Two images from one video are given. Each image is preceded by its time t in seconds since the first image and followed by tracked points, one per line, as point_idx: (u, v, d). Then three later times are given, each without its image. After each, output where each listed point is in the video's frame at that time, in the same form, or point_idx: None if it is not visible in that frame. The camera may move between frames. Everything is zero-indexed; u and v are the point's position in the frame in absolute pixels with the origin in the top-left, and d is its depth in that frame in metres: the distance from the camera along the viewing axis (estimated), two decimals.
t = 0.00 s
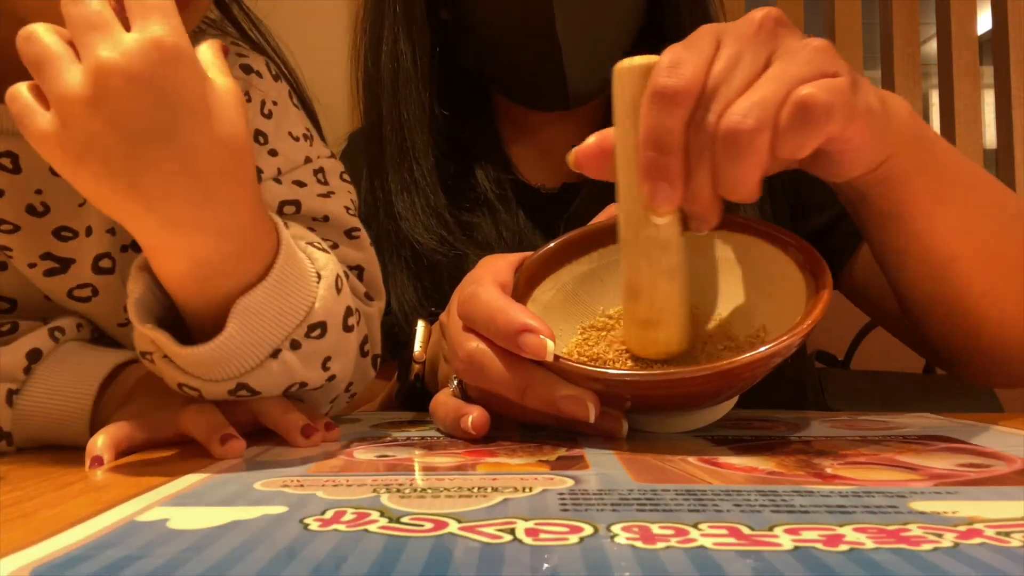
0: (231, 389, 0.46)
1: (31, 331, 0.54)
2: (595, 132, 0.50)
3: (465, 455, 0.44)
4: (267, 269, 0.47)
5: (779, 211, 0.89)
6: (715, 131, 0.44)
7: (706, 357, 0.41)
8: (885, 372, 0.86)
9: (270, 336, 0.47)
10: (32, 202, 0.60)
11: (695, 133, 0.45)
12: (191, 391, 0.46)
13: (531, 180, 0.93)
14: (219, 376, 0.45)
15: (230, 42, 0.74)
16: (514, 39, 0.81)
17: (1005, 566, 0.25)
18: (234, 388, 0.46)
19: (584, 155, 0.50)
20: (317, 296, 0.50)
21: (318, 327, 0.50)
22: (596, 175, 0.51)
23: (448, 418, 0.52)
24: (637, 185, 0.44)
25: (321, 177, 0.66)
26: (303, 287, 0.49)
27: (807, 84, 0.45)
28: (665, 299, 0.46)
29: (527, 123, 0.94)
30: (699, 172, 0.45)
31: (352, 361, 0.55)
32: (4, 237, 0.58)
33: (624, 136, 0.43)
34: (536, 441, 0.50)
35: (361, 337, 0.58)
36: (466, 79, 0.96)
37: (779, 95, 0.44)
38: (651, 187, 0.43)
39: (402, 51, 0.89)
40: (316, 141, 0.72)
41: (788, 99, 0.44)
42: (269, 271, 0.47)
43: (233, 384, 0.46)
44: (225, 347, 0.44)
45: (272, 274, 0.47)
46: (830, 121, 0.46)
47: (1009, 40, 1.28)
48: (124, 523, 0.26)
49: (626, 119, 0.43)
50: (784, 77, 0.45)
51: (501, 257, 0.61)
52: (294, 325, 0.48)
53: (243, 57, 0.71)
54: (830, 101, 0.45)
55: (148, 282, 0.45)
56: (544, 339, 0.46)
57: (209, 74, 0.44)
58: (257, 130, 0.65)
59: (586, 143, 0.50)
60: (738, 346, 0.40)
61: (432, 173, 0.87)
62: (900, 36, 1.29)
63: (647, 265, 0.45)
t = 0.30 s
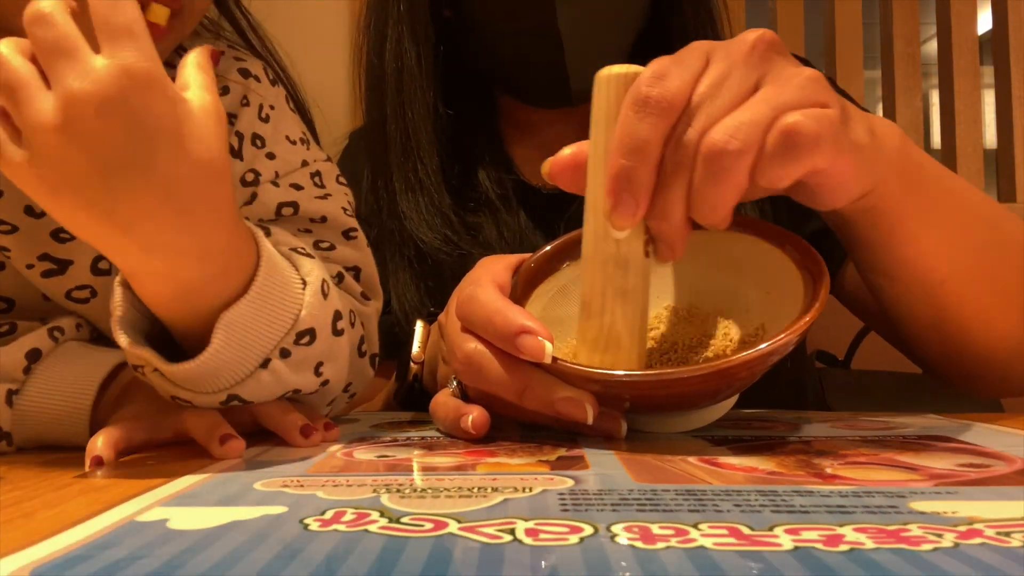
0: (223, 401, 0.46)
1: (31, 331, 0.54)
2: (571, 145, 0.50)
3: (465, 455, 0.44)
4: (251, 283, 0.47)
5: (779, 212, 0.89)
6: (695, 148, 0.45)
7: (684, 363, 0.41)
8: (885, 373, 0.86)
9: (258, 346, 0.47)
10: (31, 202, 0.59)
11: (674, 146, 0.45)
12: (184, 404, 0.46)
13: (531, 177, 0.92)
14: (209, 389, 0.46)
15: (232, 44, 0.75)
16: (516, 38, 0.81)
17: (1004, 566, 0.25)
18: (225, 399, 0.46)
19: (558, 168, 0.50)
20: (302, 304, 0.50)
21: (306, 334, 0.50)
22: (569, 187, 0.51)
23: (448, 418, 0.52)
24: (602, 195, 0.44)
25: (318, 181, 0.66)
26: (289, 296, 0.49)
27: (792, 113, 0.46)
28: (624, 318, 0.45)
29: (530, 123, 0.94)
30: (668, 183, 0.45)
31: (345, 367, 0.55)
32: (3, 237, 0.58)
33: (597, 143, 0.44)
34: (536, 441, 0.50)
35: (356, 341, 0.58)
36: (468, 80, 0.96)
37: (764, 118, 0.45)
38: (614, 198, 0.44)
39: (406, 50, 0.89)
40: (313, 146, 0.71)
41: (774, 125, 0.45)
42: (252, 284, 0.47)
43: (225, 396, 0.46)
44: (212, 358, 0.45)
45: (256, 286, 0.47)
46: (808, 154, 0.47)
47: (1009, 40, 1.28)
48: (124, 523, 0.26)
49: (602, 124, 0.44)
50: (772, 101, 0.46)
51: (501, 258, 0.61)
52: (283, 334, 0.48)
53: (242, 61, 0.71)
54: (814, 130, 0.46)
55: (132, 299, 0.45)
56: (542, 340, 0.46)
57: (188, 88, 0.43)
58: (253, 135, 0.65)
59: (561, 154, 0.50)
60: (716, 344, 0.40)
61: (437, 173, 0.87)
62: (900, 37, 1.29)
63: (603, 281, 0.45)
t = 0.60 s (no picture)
0: (215, 401, 0.46)
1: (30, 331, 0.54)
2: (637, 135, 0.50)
3: (465, 455, 0.44)
4: (241, 280, 0.47)
5: (781, 212, 0.89)
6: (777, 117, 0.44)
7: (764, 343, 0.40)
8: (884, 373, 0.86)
9: (250, 345, 0.46)
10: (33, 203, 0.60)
11: (748, 120, 0.44)
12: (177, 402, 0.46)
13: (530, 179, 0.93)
14: (201, 389, 0.46)
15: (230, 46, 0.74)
16: (514, 39, 0.81)
17: (1005, 566, 0.25)
18: (217, 399, 0.46)
19: (628, 160, 0.50)
20: (293, 301, 0.50)
21: (297, 332, 0.50)
22: (641, 179, 0.51)
23: (449, 418, 0.52)
24: (692, 183, 0.44)
25: (320, 182, 0.66)
26: (279, 293, 0.49)
27: (872, 76, 0.45)
28: (721, 296, 0.46)
29: (528, 123, 0.94)
30: (750, 161, 0.45)
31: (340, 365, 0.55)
32: (6, 236, 0.58)
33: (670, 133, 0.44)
34: (536, 441, 0.50)
35: (353, 339, 0.58)
36: (467, 80, 0.96)
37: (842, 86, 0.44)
38: (705, 180, 0.44)
39: (403, 51, 0.89)
40: (316, 147, 0.71)
41: (854, 90, 0.44)
42: (238, 280, 0.47)
43: (217, 396, 0.46)
44: (202, 357, 0.44)
45: (243, 282, 0.47)
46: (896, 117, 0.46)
47: (1009, 40, 1.28)
48: (123, 523, 0.26)
49: (676, 115, 0.44)
50: (845, 67, 0.45)
51: (502, 257, 0.61)
52: (273, 332, 0.48)
53: (245, 63, 0.71)
54: (898, 92, 0.45)
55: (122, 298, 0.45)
56: (545, 341, 0.46)
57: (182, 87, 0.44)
58: (256, 136, 0.65)
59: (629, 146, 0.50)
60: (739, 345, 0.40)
61: (433, 173, 0.86)
62: (899, 37, 1.29)
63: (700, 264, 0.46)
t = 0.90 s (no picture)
0: (213, 399, 0.46)
1: (33, 331, 0.54)
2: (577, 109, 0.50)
3: (465, 455, 0.44)
4: (237, 279, 0.47)
5: (782, 212, 0.89)
6: (691, 104, 0.46)
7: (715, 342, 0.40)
8: (885, 373, 0.85)
9: (247, 343, 0.47)
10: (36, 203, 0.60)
11: (670, 103, 0.46)
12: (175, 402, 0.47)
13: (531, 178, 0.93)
14: (200, 388, 0.46)
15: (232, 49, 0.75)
16: (514, 38, 0.81)
17: (1004, 566, 0.25)
18: (215, 398, 0.46)
19: (568, 132, 0.50)
20: (291, 300, 0.50)
21: (294, 331, 0.50)
22: (578, 150, 0.51)
23: (448, 418, 0.52)
24: (614, 155, 0.44)
25: (321, 185, 0.66)
26: (275, 291, 0.49)
27: (775, 72, 0.47)
28: (641, 268, 0.47)
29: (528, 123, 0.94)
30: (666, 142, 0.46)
31: (339, 366, 0.55)
32: (8, 236, 0.58)
33: (601, 107, 0.44)
34: (536, 441, 0.50)
35: (352, 339, 0.58)
36: (468, 80, 0.96)
37: (750, 80, 0.46)
38: (625, 155, 0.44)
39: (405, 51, 0.89)
40: (316, 149, 0.71)
41: (758, 85, 0.46)
42: (235, 278, 0.47)
43: (214, 395, 0.46)
44: (200, 356, 0.44)
45: (240, 279, 0.47)
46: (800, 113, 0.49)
47: (1009, 40, 1.28)
48: (124, 523, 0.26)
49: (608, 95, 0.44)
50: (758, 62, 0.47)
51: (501, 257, 0.61)
52: (271, 330, 0.48)
53: (248, 67, 0.71)
54: (798, 89, 0.47)
55: (117, 301, 0.45)
56: (544, 342, 0.46)
57: (179, 87, 0.44)
58: (257, 138, 0.65)
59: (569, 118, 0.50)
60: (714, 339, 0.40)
61: (436, 173, 0.86)
62: (899, 36, 1.29)
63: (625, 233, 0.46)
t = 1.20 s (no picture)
0: (212, 401, 0.46)
1: (31, 331, 0.54)
2: (589, 146, 0.50)
3: (464, 455, 0.44)
4: (235, 283, 0.46)
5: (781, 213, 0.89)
6: (722, 161, 0.44)
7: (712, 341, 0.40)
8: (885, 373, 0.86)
9: (246, 345, 0.46)
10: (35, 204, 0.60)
11: (700, 154, 0.44)
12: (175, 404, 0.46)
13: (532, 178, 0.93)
14: (198, 389, 0.46)
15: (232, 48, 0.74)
16: (513, 38, 0.81)
17: (1005, 566, 0.25)
18: (215, 399, 0.46)
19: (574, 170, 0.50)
20: (291, 301, 0.50)
21: (294, 333, 0.49)
22: (586, 189, 0.50)
23: (448, 418, 0.52)
24: (626, 205, 0.43)
25: (321, 184, 0.66)
26: (275, 293, 0.48)
27: (821, 132, 0.46)
28: (641, 323, 0.45)
29: (528, 123, 0.94)
30: (690, 193, 0.44)
31: (338, 367, 0.55)
32: (7, 236, 0.58)
33: (622, 153, 0.43)
34: (536, 442, 0.50)
35: (353, 340, 0.58)
36: (468, 81, 0.97)
37: (794, 136, 0.44)
38: (638, 209, 0.43)
39: (406, 51, 0.89)
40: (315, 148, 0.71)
41: (803, 144, 0.45)
42: (235, 281, 0.46)
43: (214, 397, 0.46)
44: (199, 360, 0.44)
45: (241, 281, 0.46)
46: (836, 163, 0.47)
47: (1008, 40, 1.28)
48: (124, 523, 0.26)
49: (624, 131, 0.42)
50: (804, 116, 0.45)
51: (500, 259, 0.61)
52: (271, 332, 0.48)
53: (245, 65, 0.71)
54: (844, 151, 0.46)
55: (116, 302, 0.45)
56: (542, 346, 0.46)
57: (177, 95, 0.44)
58: (256, 138, 0.65)
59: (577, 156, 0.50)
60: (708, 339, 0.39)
61: (437, 174, 0.86)
62: (900, 36, 1.29)
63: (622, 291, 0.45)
